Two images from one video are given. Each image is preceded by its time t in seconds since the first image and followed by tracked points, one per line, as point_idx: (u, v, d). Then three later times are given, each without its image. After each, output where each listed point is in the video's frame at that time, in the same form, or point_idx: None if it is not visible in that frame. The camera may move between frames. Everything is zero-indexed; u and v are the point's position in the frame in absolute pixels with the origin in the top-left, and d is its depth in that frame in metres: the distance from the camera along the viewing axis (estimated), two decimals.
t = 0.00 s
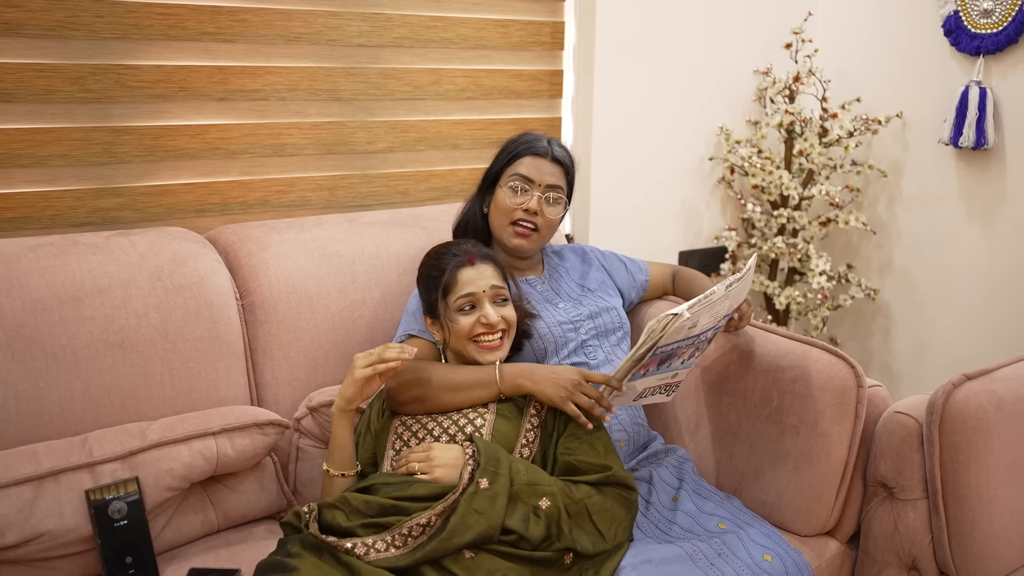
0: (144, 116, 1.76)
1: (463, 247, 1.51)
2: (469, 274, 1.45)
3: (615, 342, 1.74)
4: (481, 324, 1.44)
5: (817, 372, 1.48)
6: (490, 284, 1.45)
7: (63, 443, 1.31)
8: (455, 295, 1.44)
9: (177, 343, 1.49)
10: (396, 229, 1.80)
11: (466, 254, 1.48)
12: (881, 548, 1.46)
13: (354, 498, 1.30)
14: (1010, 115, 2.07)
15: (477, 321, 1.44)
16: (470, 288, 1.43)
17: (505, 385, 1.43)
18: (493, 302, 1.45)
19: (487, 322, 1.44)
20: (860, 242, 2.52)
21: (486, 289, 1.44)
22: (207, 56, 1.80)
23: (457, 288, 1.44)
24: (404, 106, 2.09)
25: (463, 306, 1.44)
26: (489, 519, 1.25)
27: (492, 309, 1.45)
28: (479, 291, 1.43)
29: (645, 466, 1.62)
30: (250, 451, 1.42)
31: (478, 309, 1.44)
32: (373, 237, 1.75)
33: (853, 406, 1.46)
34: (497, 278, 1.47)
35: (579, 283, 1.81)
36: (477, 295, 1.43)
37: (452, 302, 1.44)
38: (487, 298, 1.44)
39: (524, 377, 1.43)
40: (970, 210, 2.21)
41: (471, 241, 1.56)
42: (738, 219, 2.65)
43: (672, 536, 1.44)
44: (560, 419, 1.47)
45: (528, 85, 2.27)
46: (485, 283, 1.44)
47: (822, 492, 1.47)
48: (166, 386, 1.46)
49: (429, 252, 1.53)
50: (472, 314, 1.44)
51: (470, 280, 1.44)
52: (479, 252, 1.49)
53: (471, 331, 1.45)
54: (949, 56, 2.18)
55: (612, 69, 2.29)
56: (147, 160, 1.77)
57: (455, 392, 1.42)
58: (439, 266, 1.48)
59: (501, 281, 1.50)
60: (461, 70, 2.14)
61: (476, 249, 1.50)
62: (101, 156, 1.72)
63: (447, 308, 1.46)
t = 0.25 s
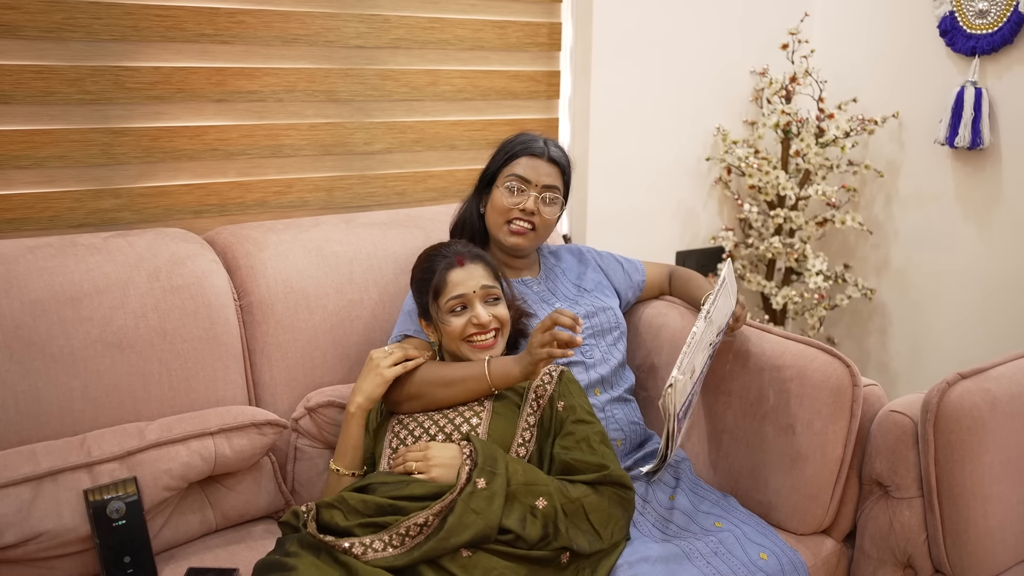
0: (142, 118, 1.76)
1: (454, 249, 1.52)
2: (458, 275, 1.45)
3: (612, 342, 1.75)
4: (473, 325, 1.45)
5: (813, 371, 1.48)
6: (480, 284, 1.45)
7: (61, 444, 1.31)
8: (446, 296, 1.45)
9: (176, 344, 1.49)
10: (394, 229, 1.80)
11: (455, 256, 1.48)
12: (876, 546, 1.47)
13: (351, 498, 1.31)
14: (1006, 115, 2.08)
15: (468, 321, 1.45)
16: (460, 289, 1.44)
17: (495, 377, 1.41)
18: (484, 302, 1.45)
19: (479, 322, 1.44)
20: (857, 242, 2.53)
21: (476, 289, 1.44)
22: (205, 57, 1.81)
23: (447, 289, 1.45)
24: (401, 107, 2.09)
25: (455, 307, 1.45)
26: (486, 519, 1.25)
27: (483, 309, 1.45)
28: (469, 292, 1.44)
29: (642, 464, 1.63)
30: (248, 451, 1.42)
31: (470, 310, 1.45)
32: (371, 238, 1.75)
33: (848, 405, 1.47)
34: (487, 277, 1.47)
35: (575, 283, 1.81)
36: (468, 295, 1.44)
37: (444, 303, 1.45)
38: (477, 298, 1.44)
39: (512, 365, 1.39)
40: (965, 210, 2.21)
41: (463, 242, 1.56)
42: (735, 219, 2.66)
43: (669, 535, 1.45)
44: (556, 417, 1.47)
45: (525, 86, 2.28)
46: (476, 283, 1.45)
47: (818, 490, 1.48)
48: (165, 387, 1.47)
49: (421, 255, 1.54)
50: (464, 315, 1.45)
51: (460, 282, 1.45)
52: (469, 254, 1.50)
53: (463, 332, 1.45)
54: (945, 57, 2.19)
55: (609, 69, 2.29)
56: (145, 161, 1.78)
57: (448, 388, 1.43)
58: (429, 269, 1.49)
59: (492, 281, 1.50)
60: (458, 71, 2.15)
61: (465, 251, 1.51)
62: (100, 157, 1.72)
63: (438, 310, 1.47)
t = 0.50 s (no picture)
0: (144, 120, 1.77)
1: (440, 256, 1.52)
2: (443, 284, 1.46)
3: (612, 342, 1.75)
4: (462, 334, 1.46)
5: (814, 371, 1.49)
6: (464, 293, 1.45)
7: (64, 444, 1.32)
8: (433, 307, 1.46)
9: (178, 344, 1.50)
10: (395, 230, 1.81)
11: (439, 264, 1.49)
12: (876, 545, 1.47)
13: (353, 497, 1.31)
14: (1006, 115, 2.08)
15: (456, 331, 1.46)
16: (445, 300, 1.45)
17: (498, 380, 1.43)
18: (471, 310, 1.46)
19: (466, 331, 1.45)
20: (858, 242, 2.54)
21: (461, 299, 1.44)
22: (206, 59, 1.81)
23: (434, 300, 1.46)
24: (402, 108, 2.10)
25: (442, 317, 1.46)
26: (487, 520, 1.26)
27: (470, 318, 1.45)
28: (455, 302, 1.44)
29: (642, 463, 1.65)
30: (250, 451, 1.43)
31: (457, 319, 1.45)
32: (372, 239, 1.76)
33: (848, 404, 1.48)
34: (473, 284, 1.47)
35: (575, 283, 1.82)
36: (453, 306, 1.44)
37: (432, 314, 1.46)
38: (464, 306, 1.45)
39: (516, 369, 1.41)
40: (966, 209, 2.22)
41: (451, 247, 1.56)
42: (735, 219, 2.67)
43: (670, 534, 1.45)
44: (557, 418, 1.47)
45: (525, 87, 2.28)
46: (461, 292, 1.45)
47: (818, 489, 1.48)
48: (167, 387, 1.48)
49: (411, 262, 1.55)
50: (452, 324, 1.46)
51: (445, 291, 1.45)
52: (454, 261, 1.50)
53: (453, 341, 1.47)
54: (945, 56, 2.19)
55: (609, 70, 2.30)
56: (147, 163, 1.78)
57: (451, 390, 1.44)
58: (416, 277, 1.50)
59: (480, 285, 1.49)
60: (458, 73, 2.16)
61: (451, 258, 1.50)
62: (102, 159, 1.73)
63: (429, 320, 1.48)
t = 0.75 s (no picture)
0: (149, 120, 1.78)
1: (433, 259, 1.52)
2: (436, 289, 1.45)
3: (616, 341, 1.75)
4: (457, 337, 1.46)
5: (817, 370, 1.49)
6: (458, 297, 1.44)
7: (69, 443, 1.33)
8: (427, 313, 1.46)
9: (183, 344, 1.50)
10: (399, 230, 1.81)
11: (432, 269, 1.48)
12: (880, 545, 1.47)
13: (355, 495, 1.31)
14: (1011, 114, 2.08)
15: (452, 335, 1.46)
16: (438, 305, 1.45)
17: (499, 383, 1.43)
18: (465, 313, 1.45)
19: (461, 335, 1.45)
20: (862, 241, 2.53)
21: (454, 304, 1.44)
22: (210, 60, 1.82)
23: (428, 306, 1.46)
24: (406, 108, 2.10)
25: (437, 322, 1.46)
26: (488, 518, 1.26)
27: (464, 322, 1.45)
28: (448, 307, 1.44)
29: (645, 463, 1.64)
30: (254, 451, 1.43)
31: (452, 323, 1.46)
32: (376, 239, 1.76)
33: (852, 404, 1.47)
34: (466, 288, 1.46)
35: (579, 283, 1.82)
36: (446, 311, 1.44)
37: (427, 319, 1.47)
38: (458, 310, 1.45)
39: (519, 373, 1.41)
40: (971, 209, 2.21)
41: (445, 248, 1.55)
42: (740, 219, 2.66)
43: (672, 534, 1.45)
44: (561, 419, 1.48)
45: (529, 87, 2.28)
46: (453, 297, 1.44)
47: (823, 489, 1.48)
48: (172, 387, 1.48)
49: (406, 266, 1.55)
50: (448, 328, 1.46)
51: (439, 296, 1.45)
52: (446, 265, 1.49)
53: (449, 344, 1.47)
54: (950, 56, 2.19)
55: (613, 70, 2.30)
56: (152, 163, 1.79)
57: (453, 390, 1.44)
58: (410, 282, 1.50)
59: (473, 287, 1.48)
60: (462, 73, 2.16)
61: (443, 262, 1.50)
62: (107, 160, 1.74)
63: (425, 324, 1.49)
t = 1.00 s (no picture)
0: (151, 121, 1.78)
1: (440, 258, 1.51)
2: (442, 289, 1.45)
3: (617, 342, 1.75)
4: (461, 338, 1.46)
5: (819, 371, 1.49)
6: (463, 297, 1.44)
7: (71, 443, 1.33)
8: (433, 312, 1.46)
9: (184, 345, 1.50)
10: (400, 231, 1.81)
11: (438, 268, 1.48)
12: (882, 546, 1.47)
13: (359, 496, 1.31)
14: (1013, 114, 2.08)
15: (456, 335, 1.46)
16: (444, 304, 1.44)
17: (506, 385, 1.42)
18: (470, 314, 1.45)
19: (465, 336, 1.45)
20: (864, 242, 2.53)
21: (458, 304, 1.44)
22: (212, 60, 1.82)
23: (434, 305, 1.46)
24: (408, 109, 2.10)
25: (442, 321, 1.46)
26: (494, 520, 1.26)
27: (469, 322, 1.45)
28: (453, 307, 1.44)
29: (647, 464, 1.62)
30: (256, 451, 1.43)
31: (457, 323, 1.46)
32: (377, 239, 1.76)
33: (854, 405, 1.47)
34: (471, 287, 1.46)
35: (581, 283, 1.81)
36: (451, 310, 1.44)
37: (432, 318, 1.47)
38: (463, 310, 1.44)
39: (525, 376, 1.40)
40: (972, 210, 2.21)
41: (451, 248, 1.55)
42: (741, 220, 2.66)
43: (674, 535, 1.45)
44: (563, 420, 1.48)
45: (530, 88, 2.28)
46: (459, 297, 1.44)
47: (824, 490, 1.48)
48: (173, 387, 1.48)
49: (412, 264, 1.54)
50: (453, 328, 1.46)
51: (444, 296, 1.45)
52: (451, 263, 1.49)
53: (453, 344, 1.47)
54: (951, 57, 2.19)
55: (614, 70, 2.30)
56: (153, 163, 1.79)
57: (454, 392, 1.44)
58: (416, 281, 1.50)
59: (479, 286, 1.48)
60: (464, 73, 2.16)
61: (448, 261, 1.50)
62: (109, 160, 1.74)
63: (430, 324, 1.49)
